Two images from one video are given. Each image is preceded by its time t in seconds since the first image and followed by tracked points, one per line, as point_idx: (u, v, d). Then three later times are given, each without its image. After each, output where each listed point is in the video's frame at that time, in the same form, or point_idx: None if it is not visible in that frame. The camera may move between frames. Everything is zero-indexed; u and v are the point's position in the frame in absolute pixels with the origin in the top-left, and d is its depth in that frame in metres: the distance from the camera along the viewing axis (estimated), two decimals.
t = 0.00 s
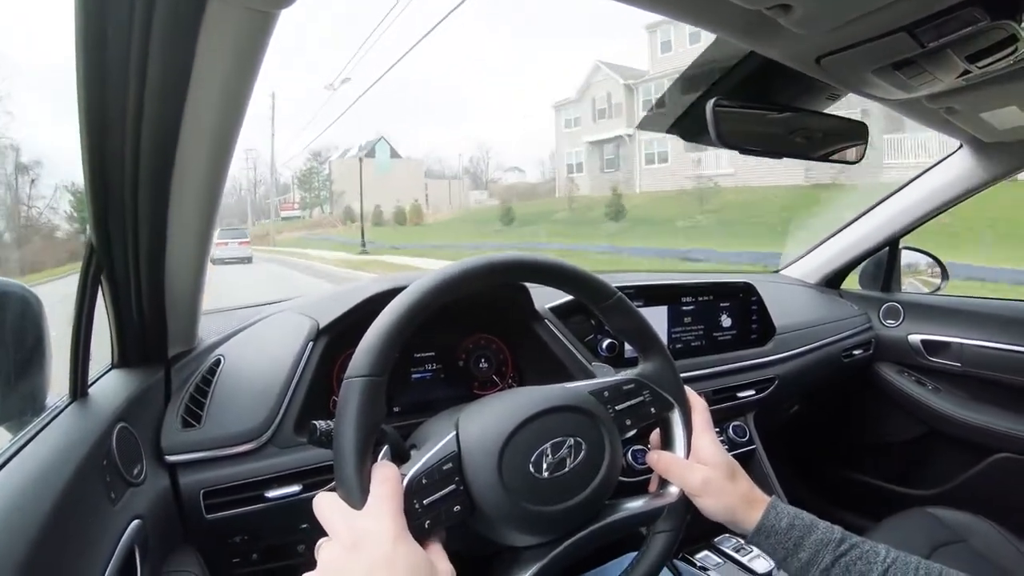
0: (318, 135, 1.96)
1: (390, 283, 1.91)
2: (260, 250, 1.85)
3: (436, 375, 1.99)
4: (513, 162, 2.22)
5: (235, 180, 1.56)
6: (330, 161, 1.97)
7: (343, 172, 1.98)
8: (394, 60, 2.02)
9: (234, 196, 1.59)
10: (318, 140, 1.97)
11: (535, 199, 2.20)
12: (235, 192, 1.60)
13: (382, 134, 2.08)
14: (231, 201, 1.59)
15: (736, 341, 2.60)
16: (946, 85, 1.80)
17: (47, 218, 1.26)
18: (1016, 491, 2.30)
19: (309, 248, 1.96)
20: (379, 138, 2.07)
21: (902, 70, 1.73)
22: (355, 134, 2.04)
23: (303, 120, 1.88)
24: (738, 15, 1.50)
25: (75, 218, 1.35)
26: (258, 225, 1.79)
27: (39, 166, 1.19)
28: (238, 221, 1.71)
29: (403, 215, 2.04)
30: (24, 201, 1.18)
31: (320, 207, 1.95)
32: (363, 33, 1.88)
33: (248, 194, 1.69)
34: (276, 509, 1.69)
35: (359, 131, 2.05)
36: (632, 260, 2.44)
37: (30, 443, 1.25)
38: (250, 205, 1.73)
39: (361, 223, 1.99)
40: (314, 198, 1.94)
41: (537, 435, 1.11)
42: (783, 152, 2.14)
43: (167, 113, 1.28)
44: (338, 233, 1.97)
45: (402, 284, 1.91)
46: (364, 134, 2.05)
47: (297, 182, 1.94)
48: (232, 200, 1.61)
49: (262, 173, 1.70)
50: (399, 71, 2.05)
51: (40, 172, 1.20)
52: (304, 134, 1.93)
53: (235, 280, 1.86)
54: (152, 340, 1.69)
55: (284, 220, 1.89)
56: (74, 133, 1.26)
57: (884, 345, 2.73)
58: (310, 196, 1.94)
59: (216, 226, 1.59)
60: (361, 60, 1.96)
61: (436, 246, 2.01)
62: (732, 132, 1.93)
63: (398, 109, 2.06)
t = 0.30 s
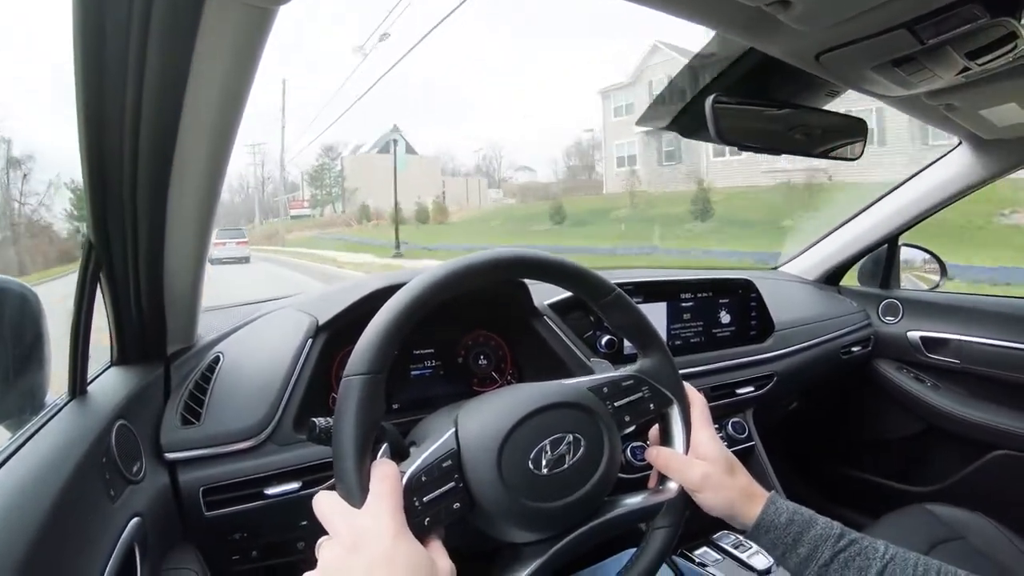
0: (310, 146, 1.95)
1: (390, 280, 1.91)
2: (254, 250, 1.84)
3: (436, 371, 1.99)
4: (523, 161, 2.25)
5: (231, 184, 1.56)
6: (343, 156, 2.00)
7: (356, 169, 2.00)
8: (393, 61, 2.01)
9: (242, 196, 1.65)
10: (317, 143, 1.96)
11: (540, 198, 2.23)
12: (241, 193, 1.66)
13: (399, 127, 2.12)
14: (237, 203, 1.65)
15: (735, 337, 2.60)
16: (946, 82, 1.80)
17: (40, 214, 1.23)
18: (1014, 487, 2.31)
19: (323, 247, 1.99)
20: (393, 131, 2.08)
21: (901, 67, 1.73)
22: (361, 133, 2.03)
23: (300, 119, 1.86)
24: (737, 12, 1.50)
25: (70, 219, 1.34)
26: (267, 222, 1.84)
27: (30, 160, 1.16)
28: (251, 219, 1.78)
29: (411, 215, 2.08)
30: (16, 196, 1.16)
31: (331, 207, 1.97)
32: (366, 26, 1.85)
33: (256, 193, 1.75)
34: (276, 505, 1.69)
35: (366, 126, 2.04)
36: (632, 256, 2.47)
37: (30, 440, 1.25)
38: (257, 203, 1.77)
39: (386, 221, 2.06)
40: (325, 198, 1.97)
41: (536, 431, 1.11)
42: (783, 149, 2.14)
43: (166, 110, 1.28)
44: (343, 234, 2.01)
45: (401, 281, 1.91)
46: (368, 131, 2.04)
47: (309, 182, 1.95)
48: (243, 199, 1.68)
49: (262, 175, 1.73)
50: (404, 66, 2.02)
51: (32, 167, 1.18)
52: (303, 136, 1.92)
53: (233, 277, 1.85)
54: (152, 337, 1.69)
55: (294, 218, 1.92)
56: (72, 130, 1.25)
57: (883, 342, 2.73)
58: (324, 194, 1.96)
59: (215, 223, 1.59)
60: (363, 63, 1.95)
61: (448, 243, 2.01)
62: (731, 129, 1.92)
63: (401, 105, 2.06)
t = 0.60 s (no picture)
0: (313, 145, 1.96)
1: (388, 283, 1.91)
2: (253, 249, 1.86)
3: (435, 374, 1.99)
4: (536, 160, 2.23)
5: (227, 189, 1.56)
6: (356, 150, 2.02)
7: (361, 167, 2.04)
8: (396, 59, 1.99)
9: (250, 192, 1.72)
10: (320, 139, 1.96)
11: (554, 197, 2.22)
12: (251, 191, 1.73)
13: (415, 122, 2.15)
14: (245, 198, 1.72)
15: (734, 339, 2.60)
16: (944, 83, 1.80)
17: (32, 210, 1.20)
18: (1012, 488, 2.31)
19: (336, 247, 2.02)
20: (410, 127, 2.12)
21: (899, 68, 1.73)
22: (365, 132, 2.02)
23: (302, 117, 1.87)
24: (735, 14, 1.50)
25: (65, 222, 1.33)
26: (279, 219, 1.94)
27: (21, 151, 1.14)
28: (262, 216, 1.85)
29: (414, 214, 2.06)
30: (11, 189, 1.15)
31: (342, 205, 2.02)
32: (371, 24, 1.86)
33: (264, 190, 1.82)
34: (275, 508, 1.69)
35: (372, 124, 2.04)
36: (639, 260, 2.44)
37: (30, 441, 1.26)
38: (267, 202, 1.85)
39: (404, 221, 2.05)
40: (336, 196, 2.01)
41: (535, 432, 1.10)
42: (782, 151, 2.14)
43: (165, 112, 1.28)
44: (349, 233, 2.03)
45: (400, 283, 1.91)
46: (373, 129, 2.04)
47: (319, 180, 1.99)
48: (252, 195, 1.75)
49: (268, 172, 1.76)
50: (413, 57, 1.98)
51: (24, 160, 1.15)
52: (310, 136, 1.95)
53: (231, 278, 1.85)
54: (151, 339, 1.69)
55: (305, 216, 1.96)
56: (72, 132, 1.25)
57: (882, 343, 2.74)
58: (336, 193, 2.01)
59: (213, 225, 1.59)
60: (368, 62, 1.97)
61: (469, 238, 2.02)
62: (730, 131, 1.93)
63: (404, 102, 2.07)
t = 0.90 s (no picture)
0: (318, 138, 1.99)
1: (387, 283, 1.91)
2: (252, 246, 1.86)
3: (433, 374, 1.99)
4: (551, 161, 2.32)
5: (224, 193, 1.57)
6: (371, 143, 2.09)
7: (370, 163, 2.08)
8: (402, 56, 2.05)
9: (256, 191, 1.76)
10: (325, 134, 2.00)
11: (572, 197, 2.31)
12: (257, 194, 1.78)
13: (434, 115, 2.29)
14: (251, 198, 1.75)
15: (731, 340, 2.60)
16: (942, 84, 1.80)
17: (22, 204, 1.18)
18: (1009, 488, 2.31)
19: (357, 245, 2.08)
20: (432, 120, 2.28)
21: (897, 70, 1.74)
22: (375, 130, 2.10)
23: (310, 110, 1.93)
24: (734, 15, 1.50)
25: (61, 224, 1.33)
26: (288, 217, 1.96)
27: (11, 142, 1.13)
28: (273, 213, 1.92)
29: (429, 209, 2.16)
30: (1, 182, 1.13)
31: (357, 202, 2.05)
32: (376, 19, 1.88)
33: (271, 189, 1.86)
34: (273, 508, 1.69)
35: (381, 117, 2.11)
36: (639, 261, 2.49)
37: (27, 442, 1.25)
38: (276, 199, 1.91)
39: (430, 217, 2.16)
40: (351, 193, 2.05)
41: (534, 433, 1.10)
42: (780, 152, 2.14)
43: (162, 118, 1.29)
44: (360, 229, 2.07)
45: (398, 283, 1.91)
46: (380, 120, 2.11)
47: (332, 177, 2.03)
48: (260, 194, 1.79)
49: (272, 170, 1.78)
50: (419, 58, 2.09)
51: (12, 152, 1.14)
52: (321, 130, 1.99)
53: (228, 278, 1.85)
54: (148, 339, 1.69)
55: (317, 213, 2.00)
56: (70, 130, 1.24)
57: (880, 345, 2.74)
58: (354, 188, 2.05)
59: (211, 225, 1.59)
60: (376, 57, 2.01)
61: (484, 234, 2.13)
62: (728, 132, 1.93)
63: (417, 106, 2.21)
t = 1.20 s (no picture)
0: (321, 135, 2.01)
1: (386, 282, 1.92)
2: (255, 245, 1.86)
3: (431, 373, 1.99)
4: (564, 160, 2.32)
5: (235, 186, 1.65)
6: (389, 137, 2.14)
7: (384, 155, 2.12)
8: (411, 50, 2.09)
9: (266, 189, 1.84)
10: (330, 132, 2.01)
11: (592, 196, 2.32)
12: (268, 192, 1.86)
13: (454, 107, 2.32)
14: (262, 197, 1.84)
15: (729, 339, 2.61)
16: (941, 84, 1.81)
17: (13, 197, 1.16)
18: (1007, 487, 2.31)
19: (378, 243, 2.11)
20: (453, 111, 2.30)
21: (896, 69, 1.74)
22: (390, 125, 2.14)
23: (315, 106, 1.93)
24: (734, 15, 1.50)
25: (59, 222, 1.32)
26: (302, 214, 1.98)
27: None
28: (281, 212, 1.94)
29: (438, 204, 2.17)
30: None
31: (372, 197, 2.09)
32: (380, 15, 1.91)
33: (268, 189, 1.87)
34: (271, 507, 1.69)
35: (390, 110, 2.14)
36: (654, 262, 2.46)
37: (26, 440, 1.25)
38: (286, 197, 1.94)
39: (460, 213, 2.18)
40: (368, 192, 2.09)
41: (532, 432, 1.10)
42: (778, 151, 2.14)
43: (160, 119, 1.29)
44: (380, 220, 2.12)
45: (397, 282, 1.91)
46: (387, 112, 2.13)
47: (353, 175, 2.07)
48: (270, 190, 1.87)
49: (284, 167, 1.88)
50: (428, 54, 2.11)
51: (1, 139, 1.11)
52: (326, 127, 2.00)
53: (227, 276, 1.85)
54: (146, 337, 1.69)
55: (333, 209, 2.03)
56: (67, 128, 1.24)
57: (878, 344, 2.74)
58: (372, 183, 2.09)
59: (210, 223, 1.59)
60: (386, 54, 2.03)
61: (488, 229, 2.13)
62: (727, 132, 1.93)
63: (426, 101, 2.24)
